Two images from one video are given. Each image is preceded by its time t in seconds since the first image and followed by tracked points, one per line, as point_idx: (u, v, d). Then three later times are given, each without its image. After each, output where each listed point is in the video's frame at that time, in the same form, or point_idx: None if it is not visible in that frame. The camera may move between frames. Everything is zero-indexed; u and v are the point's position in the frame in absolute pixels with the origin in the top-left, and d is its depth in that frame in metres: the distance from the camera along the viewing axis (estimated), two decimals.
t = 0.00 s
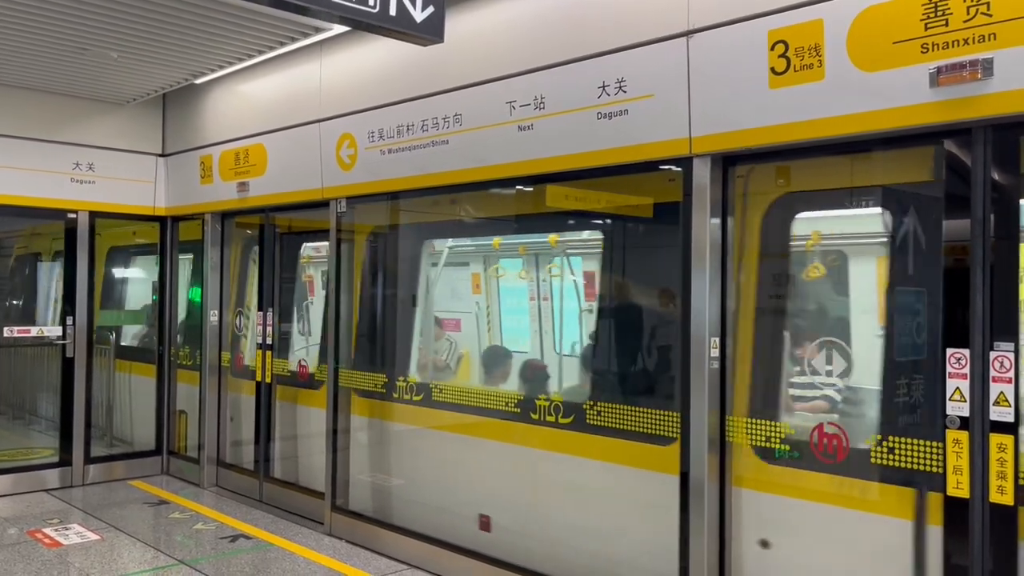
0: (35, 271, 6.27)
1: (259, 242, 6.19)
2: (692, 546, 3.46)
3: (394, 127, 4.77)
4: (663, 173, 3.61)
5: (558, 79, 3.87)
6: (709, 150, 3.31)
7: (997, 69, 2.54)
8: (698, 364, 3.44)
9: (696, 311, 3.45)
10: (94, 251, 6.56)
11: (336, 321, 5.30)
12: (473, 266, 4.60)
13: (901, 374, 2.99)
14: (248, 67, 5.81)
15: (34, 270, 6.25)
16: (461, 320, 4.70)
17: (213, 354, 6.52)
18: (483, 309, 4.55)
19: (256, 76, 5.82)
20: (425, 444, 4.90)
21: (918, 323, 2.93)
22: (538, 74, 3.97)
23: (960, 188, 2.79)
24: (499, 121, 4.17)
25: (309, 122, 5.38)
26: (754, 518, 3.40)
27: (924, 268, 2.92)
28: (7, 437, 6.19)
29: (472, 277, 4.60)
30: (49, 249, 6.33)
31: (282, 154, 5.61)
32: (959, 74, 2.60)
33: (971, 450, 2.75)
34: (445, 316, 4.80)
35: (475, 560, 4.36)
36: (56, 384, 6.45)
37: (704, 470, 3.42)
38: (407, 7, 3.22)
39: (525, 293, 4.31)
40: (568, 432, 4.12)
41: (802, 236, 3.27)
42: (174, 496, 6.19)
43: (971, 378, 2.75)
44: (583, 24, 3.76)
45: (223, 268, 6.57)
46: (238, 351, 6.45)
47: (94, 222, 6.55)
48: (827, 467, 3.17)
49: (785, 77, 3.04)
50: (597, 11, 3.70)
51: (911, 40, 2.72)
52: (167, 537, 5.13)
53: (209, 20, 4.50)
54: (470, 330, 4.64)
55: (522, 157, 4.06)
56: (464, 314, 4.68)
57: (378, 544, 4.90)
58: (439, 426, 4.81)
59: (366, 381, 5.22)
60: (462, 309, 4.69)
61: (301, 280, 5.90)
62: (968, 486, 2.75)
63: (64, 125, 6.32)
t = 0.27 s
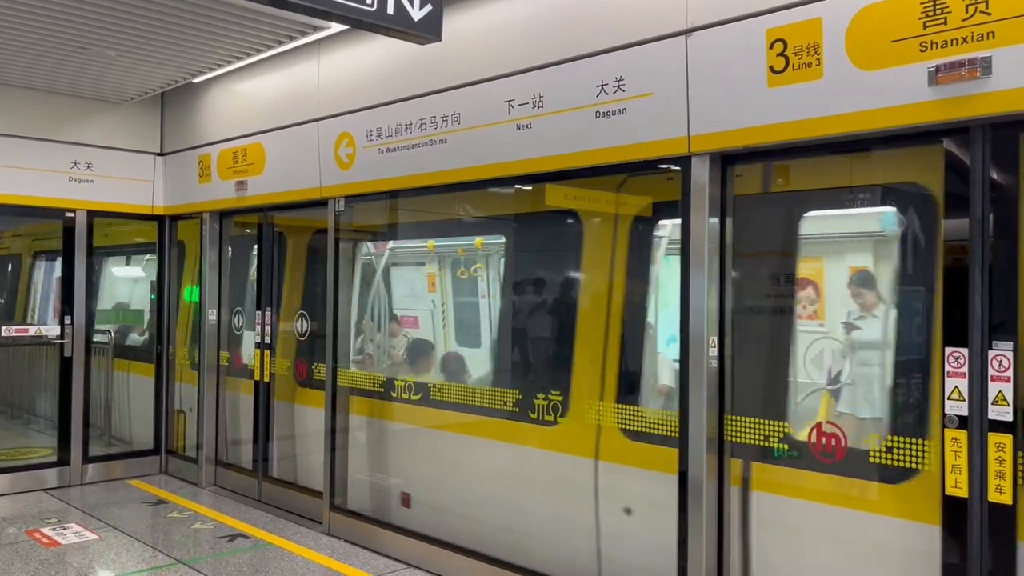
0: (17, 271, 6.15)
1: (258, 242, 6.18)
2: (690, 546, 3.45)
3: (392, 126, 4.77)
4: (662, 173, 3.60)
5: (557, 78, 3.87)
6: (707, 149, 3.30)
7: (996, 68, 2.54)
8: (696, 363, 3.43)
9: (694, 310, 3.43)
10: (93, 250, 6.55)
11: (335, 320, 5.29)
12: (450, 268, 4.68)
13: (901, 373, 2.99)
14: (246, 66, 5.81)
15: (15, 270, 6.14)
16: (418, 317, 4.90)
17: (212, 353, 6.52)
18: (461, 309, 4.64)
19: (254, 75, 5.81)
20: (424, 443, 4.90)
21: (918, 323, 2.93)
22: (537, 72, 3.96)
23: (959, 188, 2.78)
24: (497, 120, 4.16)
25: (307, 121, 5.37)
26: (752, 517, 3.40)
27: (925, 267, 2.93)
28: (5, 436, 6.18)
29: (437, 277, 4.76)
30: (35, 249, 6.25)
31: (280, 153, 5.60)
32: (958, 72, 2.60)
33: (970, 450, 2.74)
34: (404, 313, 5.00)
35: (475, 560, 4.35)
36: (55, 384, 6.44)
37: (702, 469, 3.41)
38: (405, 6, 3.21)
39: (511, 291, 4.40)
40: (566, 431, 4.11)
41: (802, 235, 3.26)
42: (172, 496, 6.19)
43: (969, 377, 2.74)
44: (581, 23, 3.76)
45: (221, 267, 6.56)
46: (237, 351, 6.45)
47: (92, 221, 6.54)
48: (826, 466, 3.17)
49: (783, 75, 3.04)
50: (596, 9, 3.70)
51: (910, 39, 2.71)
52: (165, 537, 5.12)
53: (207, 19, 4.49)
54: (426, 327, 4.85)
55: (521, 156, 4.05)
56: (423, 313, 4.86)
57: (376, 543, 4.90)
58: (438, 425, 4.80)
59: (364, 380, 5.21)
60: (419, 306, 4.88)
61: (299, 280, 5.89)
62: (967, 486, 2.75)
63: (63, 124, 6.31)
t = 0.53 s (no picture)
0: None
1: (256, 241, 6.18)
2: (688, 546, 3.45)
3: (390, 125, 4.76)
4: (661, 172, 3.58)
5: (555, 77, 3.86)
6: (705, 148, 3.30)
7: (994, 67, 2.53)
8: (694, 363, 3.41)
9: (692, 310, 3.42)
10: (90, 250, 6.55)
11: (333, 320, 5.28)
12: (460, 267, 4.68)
13: (899, 373, 2.98)
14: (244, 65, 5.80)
15: None
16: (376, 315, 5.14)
17: (210, 353, 6.52)
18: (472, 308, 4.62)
19: (252, 74, 5.80)
20: (422, 443, 4.90)
21: (916, 323, 2.93)
22: (534, 72, 3.96)
23: (958, 187, 2.78)
24: (495, 119, 4.16)
25: (305, 120, 5.37)
26: (750, 517, 3.39)
27: (924, 266, 2.91)
28: (4, 436, 6.19)
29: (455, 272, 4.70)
30: (23, 249, 6.20)
31: (278, 152, 5.60)
32: (956, 72, 2.59)
33: (968, 449, 2.74)
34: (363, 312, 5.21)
35: (474, 560, 4.32)
36: (53, 383, 6.43)
37: (701, 469, 3.40)
38: (402, 5, 3.20)
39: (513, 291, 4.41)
40: (564, 431, 4.10)
41: (800, 236, 3.25)
42: (171, 495, 6.18)
43: (967, 376, 2.74)
44: (579, 22, 3.75)
45: (219, 267, 6.55)
46: (235, 350, 6.44)
47: (90, 220, 6.53)
48: (824, 466, 3.17)
49: (781, 75, 3.03)
50: (593, 8, 3.69)
51: (907, 38, 2.71)
52: (163, 536, 5.12)
53: (205, 18, 4.49)
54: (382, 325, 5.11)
55: (519, 155, 4.04)
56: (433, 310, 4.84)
57: (374, 543, 4.90)
58: (438, 425, 4.79)
59: (363, 380, 5.20)
60: (375, 304, 5.13)
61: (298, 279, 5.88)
62: (965, 485, 2.75)
63: (61, 123, 6.30)
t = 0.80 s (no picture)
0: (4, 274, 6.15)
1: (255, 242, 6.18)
2: (688, 546, 3.44)
3: (389, 125, 4.76)
4: (660, 172, 3.59)
5: (554, 77, 3.86)
6: (704, 148, 3.30)
7: (993, 67, 2.53)
8: (693, 362, 3.41)
9: (692, 309, 3.41)
10: (90, 250, 6.54)
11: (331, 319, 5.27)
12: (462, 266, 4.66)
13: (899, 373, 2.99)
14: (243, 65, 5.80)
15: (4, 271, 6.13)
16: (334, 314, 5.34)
17: (209, 353, 6.52)
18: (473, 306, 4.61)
19: (251, 74, 5.80)
20: (421, 443, 4.89)
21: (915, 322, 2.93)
22: (534, 71, 3.95)
23: (957, 187, 2.78)
24: (495, 119, 4.15)
25: (304, 120, 5.37)
26: (749, 517, 3.39)
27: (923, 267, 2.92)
28: (3, 436, 6.19)
29: (460, 273, 4.67)
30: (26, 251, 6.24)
31: (277, 152, 5.60)
32: (955, 71, 2.59)
33: (967, 449, 2.74)
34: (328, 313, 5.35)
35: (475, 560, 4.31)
36: (52, 383, 6.43)
37: (700, 469, 3.40)
38: (402, 5, 3.20)
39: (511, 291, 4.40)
40: (564, 430, 4.11)
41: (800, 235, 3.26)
42: (170, 495, 6.18)
43: (967, 376, 2.74)
44: (579, 21, 3.75)
45: (219, 267, 6.55)
46: (234, 350, 6.44)
47: (89, 220, 6.53)
48: (823, 465, 3.17)
49: (780, 74, 3.03)
50: (593, 8, 3.69)
51: (906, 38, 2.71)
52: (162, 537, 5.11)
53: (205, 18, 4.49)
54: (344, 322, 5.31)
55: (518, 155, 4.04)
56: (443, 309, 4.78)
57: (374, 543, 4.90)
58: (438, 425, 4.79)
59: (362, 380, 5.20)
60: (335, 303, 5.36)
61: (297, 279, 5.87)
62: (964, 485, 2.75)
63: (60, 122, 6.30)
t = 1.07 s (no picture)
0: None
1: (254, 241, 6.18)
2: (688, 546, 3.45)
3: (389, 125, 4.76)
4: (660, 171, 3.59)
5: (554, 77, 3.86)
6: (704, 148, 3.30)
7: (993, 67, 2.53)
8: (693, 362, 3.42)
9: (691, 309, 3.42)
10: (89, 250, 6.54)
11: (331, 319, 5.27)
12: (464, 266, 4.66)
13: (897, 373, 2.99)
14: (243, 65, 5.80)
15: None
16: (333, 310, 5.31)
17: (209, 353, 6.52)
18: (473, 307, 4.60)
19: (251, 74, 5.80)
20: (421, 444, 4.90)
21: (914, 323, 2.93)
22: (534, 71, 3.95)
23: (957, 187, 2.78)
24: (494, 118, 4.15)
25: (304, 120, 5.37)
26: (749, 517, 3.39)
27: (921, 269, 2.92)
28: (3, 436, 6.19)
29: (462, 274, 4.67)
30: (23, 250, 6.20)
31: (277, 152, 5.59)
32: (955, 71, 2.59)
33: (967, 448, 2.74)
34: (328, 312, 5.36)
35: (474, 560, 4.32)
36: (52, 383, 6.43)
37: (700, 468, 3.40)
38: (402, 5, 3.20)
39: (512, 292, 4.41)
40: (564, 430, 4.10)
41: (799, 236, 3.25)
42: (170, 495, 6.18)
43: (966, 376, 2.74)
44: (579, 21, 3.75)
45: (218, 267, 6.55)
46: (233, 350, 6.44)
47: (89, 220, 6.53)
48: (823, 465, 3.17)
49: (780, 74, 3.03)
50: (593, 8, 3.69)
51: (906, 38, 2.71)
52: (162, 537, 5.11)
53: (205, 18, 4.49)
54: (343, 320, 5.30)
55: (518, 155, 4.04)
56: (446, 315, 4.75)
57: (374, 543, 4.90)
58: (438, 426, 4.79)
59: (362, 380, 5.20)
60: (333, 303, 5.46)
61: (297, 279, 5.87)
62: (964, 485, 2.75)
63: (60, 123, 6.30)
